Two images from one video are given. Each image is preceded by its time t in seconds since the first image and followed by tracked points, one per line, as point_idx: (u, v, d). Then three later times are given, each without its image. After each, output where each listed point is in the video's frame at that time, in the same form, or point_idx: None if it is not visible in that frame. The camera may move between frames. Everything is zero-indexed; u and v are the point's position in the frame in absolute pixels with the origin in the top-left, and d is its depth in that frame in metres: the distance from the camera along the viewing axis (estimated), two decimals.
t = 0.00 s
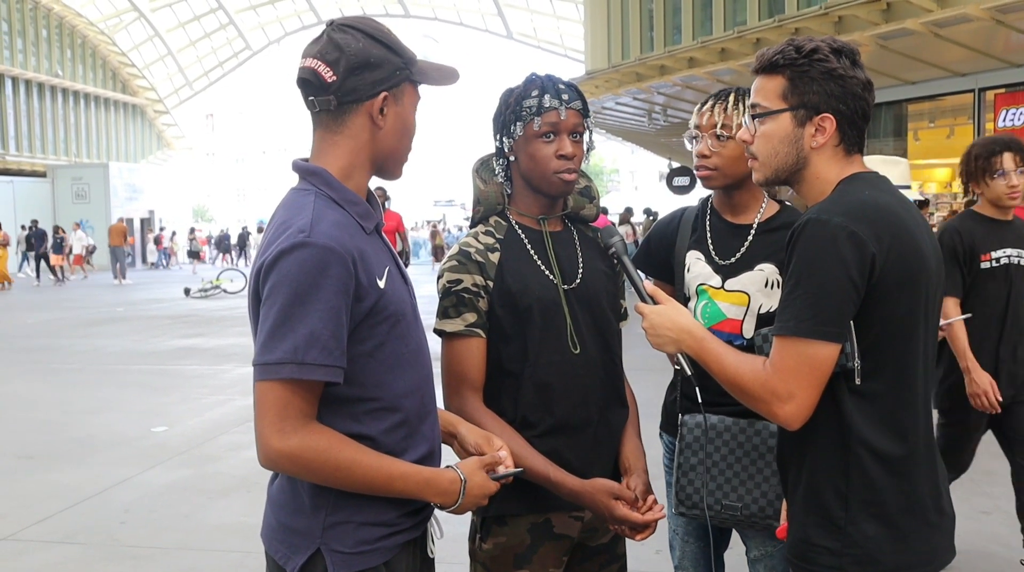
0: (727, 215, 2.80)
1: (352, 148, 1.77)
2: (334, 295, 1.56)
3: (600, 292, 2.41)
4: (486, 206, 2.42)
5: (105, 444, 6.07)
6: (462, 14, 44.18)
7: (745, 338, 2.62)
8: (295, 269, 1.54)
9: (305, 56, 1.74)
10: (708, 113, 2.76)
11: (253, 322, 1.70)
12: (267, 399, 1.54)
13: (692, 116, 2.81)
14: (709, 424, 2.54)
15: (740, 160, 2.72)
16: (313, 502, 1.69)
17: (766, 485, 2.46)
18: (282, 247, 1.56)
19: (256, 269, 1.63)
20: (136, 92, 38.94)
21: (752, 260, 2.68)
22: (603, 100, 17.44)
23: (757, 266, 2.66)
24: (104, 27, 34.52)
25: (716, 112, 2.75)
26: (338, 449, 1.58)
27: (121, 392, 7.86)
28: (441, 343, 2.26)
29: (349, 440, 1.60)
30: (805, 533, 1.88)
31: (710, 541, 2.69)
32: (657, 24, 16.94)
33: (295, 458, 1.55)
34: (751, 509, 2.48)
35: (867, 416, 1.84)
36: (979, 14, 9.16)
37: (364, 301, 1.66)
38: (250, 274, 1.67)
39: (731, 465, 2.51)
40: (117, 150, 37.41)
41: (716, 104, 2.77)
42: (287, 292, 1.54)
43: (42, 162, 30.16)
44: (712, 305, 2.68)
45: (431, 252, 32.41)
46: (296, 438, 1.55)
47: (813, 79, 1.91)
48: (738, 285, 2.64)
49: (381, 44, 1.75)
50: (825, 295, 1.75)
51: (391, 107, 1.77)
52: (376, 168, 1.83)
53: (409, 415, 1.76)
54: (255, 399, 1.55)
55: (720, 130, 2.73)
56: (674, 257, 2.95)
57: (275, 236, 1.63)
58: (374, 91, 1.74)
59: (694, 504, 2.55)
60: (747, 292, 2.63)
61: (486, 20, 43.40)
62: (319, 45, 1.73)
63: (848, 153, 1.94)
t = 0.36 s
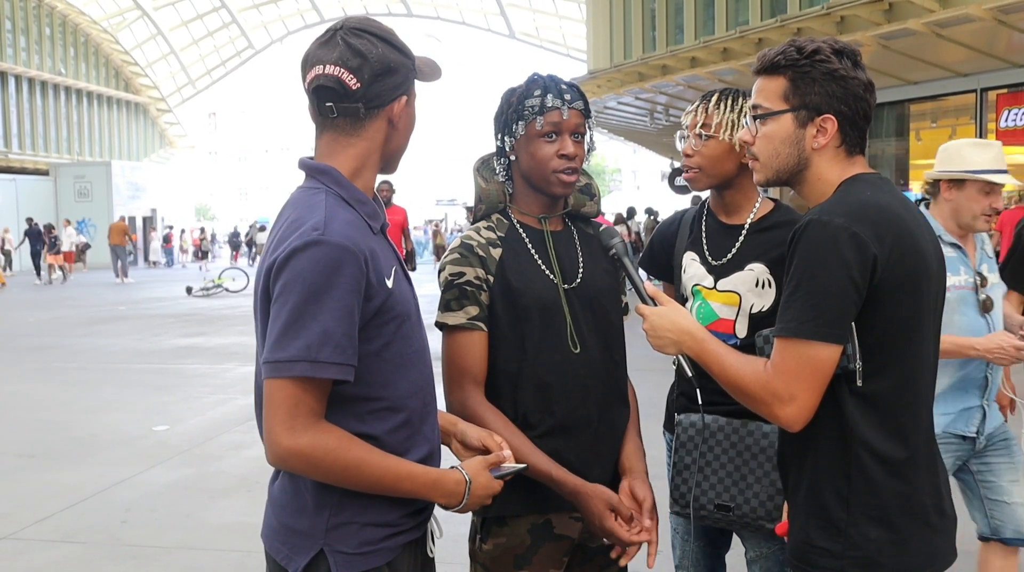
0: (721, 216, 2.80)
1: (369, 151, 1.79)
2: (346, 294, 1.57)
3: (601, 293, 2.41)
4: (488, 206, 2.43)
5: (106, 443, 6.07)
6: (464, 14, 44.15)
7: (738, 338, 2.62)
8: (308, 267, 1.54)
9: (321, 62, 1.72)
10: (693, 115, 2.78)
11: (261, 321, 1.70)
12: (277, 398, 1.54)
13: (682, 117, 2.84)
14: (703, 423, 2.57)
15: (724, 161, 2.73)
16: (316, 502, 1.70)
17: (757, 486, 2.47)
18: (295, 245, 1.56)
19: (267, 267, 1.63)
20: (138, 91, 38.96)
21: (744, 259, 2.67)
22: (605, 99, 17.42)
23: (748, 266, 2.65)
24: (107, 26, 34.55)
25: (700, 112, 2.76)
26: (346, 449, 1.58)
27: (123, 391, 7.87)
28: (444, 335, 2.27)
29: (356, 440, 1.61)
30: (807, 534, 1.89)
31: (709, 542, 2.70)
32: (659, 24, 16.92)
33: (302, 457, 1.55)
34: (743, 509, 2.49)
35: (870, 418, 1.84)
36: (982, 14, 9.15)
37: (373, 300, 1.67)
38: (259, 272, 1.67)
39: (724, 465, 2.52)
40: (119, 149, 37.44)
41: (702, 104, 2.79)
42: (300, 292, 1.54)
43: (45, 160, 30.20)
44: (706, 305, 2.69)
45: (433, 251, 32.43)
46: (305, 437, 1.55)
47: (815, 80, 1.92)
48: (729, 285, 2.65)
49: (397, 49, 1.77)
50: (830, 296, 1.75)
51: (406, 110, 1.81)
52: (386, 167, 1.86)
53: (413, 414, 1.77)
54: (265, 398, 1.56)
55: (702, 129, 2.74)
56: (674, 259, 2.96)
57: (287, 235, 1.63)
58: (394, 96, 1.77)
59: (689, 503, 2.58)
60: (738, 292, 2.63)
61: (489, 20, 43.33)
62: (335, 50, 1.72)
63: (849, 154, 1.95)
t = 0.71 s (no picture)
0: (723, 217, 2.80)
1: (368, 152, 1.79)
2: (349, 297, 1.57)
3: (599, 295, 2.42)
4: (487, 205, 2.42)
5: (106, 444, 6.08)
6: (464, 14, 44.13)
7: (736, 339, 2.62)
8: (311, 270, 1.55)
9: (322, 63, 1.72)
10: (694, 116, 2.80)
11: (262, 324, 1.70)
12: (278, 399, 1.54)
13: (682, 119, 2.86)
14: (701, 424, 2.57)
15: (722, 162, 2.75)
16: (316, 504, 1.70)
17: (755, 488, 2.47)
18: (298, 247, 1.56)
19: (269, 270, 1.63)
20: (138, 91, 38.99)
21: (743, 261, 2.67)
22: (605, 99, 17.43)
23: (747, 268, 2.65)
24: (107, 26, 34.56)
25: (701, 113, 2.79)
26: (347, 452, 1.59)
27: (123, 392, 7.87)
28: (442, 313, 2.27)
29: (356, 442, 1.61)
30: (806, 537, 1.88)
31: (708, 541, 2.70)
32: (659, 24, 16.92)
33: (304, 460, 1.55)
34: (741, 511, 2.49)
35: (868, 420, 1.85)
36: (982, 14, 9.16)
37: (375, 302, 1.67)
38: (260, 275, 1.66)
39: (721, 467, 2.52)
40: (119, 150, 37.45)
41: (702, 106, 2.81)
42: (303, 294, 1.54)
43: (45, 161, 30.22)
44: (705, 306, 2.69)
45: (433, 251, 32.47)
46: (307, 439, 1.55)
47: (811, 80, 1.92)
48: (727, 286, 2.65)
49: (397, 50, 1.77)
50: (830, 298, 1.75)
51: (406, 112, 1.81)
52: (386, 169, 1.85)
53: (412, 416, 1.77)
54: (266, 401, 1.56)
55: (700, 131, 2.77)
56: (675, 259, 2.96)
57: (289, 238, 1.63)
58: (395, 97, 1.77)
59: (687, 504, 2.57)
60: (736, 293, 2.63)
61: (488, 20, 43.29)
62: (335, 51, 1.72)
63: (846, 155, 1.94)
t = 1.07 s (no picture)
0: (723, 219, 2.80)
1: (367, 155, 1.78)
2: (347, 300, 1.57)
3: (593, 298, 2.42)
4: (482, 209, 2.41)
5: (107, 447, 6.08)
6: (466, 18, 44.16)
7: (737, 342, 2.61)
8: (309, 272, 1.54)
9: (325, 66, 1.73)
10: (696, 118, 2.81)
11: (261, 326, 1.70)
12: (274, 400, 1.55)
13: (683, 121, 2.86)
14: (701, 427, 2.57)
15: (724, 164, 2.75)
16: (312, 505, 1.70)
17: (754, 491, 2.46)
18: (297, 249, 1.56)
19: (267, 271, 1.63)
20: (141, 95, 39.06)
21: (744, 264, 2.67)
22: (608, 104, 17.45)
23: (748, 270, 2.65)
24: (110, 30, 34.66)
25: (702, 116, 2.79)
26: (342, 453, 1.58)
27: (125, 395, 7.88)
28: (435, 345, 2.24)
29: (353, 444, 1.61)
30: (802, 540, 1.88)
31: (707, 544, 2.70)
32: (661, 28, 16.93)
33: (299, 461, 1.55)
34: (740, 515, 2.48)
35: (863, 423, 1.84)
36: (985, 18, 9.16)
37: (373, 304, 1.67)
38: (260, 275, 1.66)
39: (721, 470, 2.51)
40: (122, 153, 37.51)
41: (703, 109, 2.81)
42: (300, 296, 1.54)
43: (47, 165, 30.28)
44: (706, 308, 2.69)
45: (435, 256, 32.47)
46: (302, 441, 1.55)
47: (806, 84, 1.91)
48: (728, 288, 2.64)
49: (400, 53, 1.78)
50: (825, 301, 1.75)
51: (409, 116, 1.81)
52: (387, 171, 1.85)
53: (409, 420, 1.77)
54: (262, 401, 1.56)
55: (704, 134, 2.78)
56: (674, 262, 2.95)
57: (288, 238, 1.63)
58: (397, 100, 1.77)
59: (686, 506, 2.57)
60: (738, 295, 2.62)
61: (491, 24, 43.28)
62: (338, 53, 1.73)
63: (843, 158, 1.93)
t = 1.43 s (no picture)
0: (717, 218, 2.80)
1: (363, 154, 1.78)
2: (342, 297, 1.57)
3: (584, 297, 2.43)
4: (476, 209, 2.42)
5: (105, 447, 6.07)
6: (464, 18, 44.20)
7: (735, 340, 2.62)
8: (303, 269, 1.55)
9: (321, 64, 1.73)
10: (699, 116, 2.77)
11: (256, 323, 1.70)
12: (269, 398, 1.55)
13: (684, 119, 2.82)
14: (700, 427, 2.56)
15: (730, 163, 2.73)
16: (307, 506, 1.70)
17: (754, 490, 2.47)
18: (292, 246, 1.56)
19: (262, 269, 1.63)
20: (139, 95, 39.08)
21: (743, 261, 2.68)
22: (605, 104, 17.46)
23: (746, 267, 2.66)
24: (108, 30, 34.67)
25: (706, 113, 2.75)
26: (336, 452, 1.58)
27: (123, 395, 7.87)
28: (434, 347, 2.24)
29: (348, 444, 1.61)
30: (797, 540, 1.88)
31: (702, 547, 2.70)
32: (659, 28, 16.94)
33: (292, 459, 1.56)
34: (739, 514, 2.48)
35: (859, 424, 1.84)
36: (981, 18, 9.20)
37: (369, 303, 1.67)
38: (254, 273, 1.67)
39: (722, 469, 2.51)
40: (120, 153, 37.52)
41: (706, 107, 2.77)
42: (295, 293, 1.54)
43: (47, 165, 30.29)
44: (702, 307, 2.68)
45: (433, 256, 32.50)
46: (296, 439, 1.55)
47: (794, 82, 1.92)
48: (726, 286, 2.65)
49: (395, 52, 1.78)
50: (822, 300, 1.75)
51: (404, 114, 1.81)
52: (383, 170, 1.85)
53: (405, 420, 1.77)
54: (256, 398, 1.56)
55: (711, 131, 2.74)
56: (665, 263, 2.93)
57: (283, 236, 1.63)
58: (392, 99, 1.77)
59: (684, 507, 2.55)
60: (737, 293, 2.63)
61: (489, 24, 43.29)
62: (333, 52, 1.73)
63: (838, 155, 1.93)
